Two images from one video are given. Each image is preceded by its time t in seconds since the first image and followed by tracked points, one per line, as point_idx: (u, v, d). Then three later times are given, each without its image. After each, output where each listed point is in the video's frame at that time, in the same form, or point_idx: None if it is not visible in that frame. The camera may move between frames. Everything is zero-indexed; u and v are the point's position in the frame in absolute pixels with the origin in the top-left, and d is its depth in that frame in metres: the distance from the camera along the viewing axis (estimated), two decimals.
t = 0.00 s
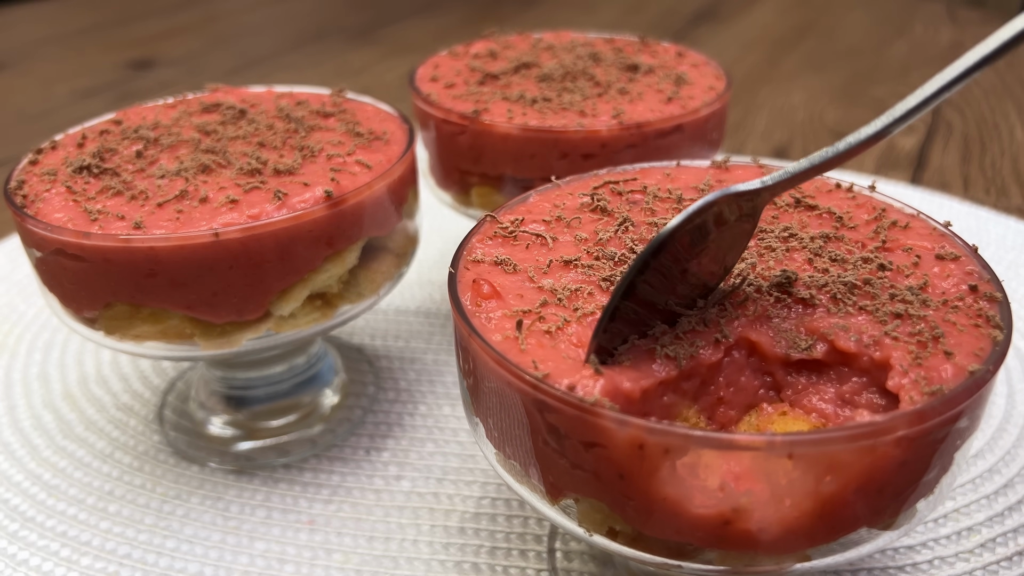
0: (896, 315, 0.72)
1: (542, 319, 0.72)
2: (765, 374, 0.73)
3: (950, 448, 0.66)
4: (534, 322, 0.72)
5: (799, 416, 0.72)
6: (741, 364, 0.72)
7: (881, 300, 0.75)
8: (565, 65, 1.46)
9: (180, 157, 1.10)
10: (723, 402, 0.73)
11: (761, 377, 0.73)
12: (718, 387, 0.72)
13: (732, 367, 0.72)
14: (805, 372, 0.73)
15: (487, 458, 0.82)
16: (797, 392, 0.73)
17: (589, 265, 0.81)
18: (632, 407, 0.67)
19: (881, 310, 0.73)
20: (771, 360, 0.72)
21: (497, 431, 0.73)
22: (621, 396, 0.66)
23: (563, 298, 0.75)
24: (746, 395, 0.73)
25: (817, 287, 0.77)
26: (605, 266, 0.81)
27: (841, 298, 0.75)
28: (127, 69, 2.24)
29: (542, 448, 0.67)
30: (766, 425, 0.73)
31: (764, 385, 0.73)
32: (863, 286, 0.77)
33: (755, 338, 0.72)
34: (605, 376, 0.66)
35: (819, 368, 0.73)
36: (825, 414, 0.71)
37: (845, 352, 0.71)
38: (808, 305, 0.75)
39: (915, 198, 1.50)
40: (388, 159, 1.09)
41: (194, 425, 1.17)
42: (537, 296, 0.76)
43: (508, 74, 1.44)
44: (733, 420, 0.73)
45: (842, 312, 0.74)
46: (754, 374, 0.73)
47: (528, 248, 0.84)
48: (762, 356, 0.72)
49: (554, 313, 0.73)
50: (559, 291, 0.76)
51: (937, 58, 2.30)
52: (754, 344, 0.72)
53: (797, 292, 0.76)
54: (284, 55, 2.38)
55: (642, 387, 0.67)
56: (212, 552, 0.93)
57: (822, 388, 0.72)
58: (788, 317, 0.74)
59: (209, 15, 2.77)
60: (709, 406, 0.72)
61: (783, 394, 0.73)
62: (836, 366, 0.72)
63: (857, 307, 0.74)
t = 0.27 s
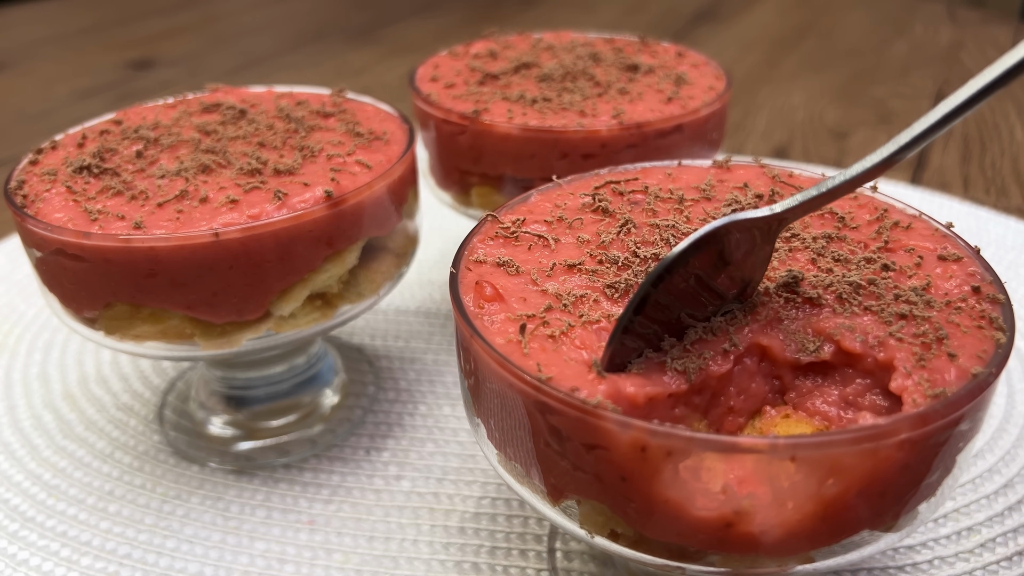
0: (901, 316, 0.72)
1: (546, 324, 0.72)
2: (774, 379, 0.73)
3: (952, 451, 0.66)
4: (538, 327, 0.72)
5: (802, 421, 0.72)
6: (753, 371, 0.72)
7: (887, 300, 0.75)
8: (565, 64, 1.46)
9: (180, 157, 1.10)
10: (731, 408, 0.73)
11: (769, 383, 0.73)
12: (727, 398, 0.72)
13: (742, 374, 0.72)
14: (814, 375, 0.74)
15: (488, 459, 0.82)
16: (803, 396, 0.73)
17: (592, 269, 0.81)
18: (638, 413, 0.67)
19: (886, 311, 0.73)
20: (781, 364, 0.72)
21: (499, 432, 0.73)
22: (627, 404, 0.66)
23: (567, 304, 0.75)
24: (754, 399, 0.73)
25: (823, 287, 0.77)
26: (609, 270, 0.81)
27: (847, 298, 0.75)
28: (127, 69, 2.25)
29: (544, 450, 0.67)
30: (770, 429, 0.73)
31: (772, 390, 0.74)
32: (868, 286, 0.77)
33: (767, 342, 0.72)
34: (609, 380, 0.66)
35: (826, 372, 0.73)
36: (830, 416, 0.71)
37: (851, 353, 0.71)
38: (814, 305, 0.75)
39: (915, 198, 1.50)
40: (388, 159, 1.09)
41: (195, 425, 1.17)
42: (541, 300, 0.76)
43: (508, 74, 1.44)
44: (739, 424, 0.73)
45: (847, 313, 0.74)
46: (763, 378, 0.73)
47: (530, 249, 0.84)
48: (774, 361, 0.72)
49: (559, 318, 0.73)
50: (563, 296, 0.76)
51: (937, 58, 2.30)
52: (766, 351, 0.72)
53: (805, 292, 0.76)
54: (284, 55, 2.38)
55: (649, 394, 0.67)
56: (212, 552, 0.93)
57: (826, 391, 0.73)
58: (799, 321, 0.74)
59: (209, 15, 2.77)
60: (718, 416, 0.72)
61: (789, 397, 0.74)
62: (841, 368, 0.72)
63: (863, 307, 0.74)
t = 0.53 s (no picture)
0: (902, 317, 0.72)
1: (548, 326, 0.72)
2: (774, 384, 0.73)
3: (952, 452, 0.66)
4: (539, 329, 0.72)
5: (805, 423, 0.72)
6: (750, 376, 0.72)
7: (888, 300, 0.75)
8: (565, 65, 1.46)
9: (180, 157, 1.10)
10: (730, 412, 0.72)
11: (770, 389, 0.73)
12: (726, 403, 0.72)
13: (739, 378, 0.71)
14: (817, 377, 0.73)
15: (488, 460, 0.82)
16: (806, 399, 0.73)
17: (593, 272, 0.81)
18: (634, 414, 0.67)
19: (887, 311, 0.73)
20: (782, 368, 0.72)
21: (499, 435, 0.73)
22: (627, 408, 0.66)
23: (569, 308, 0.74)
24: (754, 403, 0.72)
25: (823, 287, 0.77)
26: (610, 274, 0.80)
27: (848, 298, 0.75)
28: (127, 69, 2.25)
29: (544, 452, 0.67)
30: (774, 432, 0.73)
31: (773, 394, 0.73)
32: (869, 286, 0.77)
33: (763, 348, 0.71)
34: (609, 385, 0.67)
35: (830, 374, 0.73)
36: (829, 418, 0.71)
37: (853, 354, 0.71)
38: (816, 306, 0.75)
39: (916, 198, 1.50)
40: (388, 159, 1.09)
41: (195, 425, 1.17)
42: (542, 303, 0.76)
43: (508, 74, 1.44)
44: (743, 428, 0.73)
45: (850, 313, 0.74)
46: (763, 384, 0.72)
47: (530, 250, 0.84)
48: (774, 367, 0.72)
49: (561, 322, 0.73)
50: (565, 300, 0.76)
51: (937, 58, 2.30)
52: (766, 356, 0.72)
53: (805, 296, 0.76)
54: (284, 55, 2.38)
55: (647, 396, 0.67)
56: (212, 552, 0.93)
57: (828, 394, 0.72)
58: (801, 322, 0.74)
59: (209, 15, 2.77)
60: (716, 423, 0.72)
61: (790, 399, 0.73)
62: (844, 370, 0.72)
63: (864, 308, 0.74)
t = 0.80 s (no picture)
0: (902, 318, 0.72)
1: (546, 325, 0.73)
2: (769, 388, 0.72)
3: (953, 453, 0.67)
4: (537, 328, 0.72)
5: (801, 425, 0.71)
6: (742, 377, 0.71)
7: (888, 301, 0.75)
8: (565, 65, 1.46)
9: (180, 157, 1.10)
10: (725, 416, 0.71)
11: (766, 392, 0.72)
12: (717, 403, 0.71)
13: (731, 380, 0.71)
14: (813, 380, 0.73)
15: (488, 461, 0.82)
16: (805, 401, 0.72)
17: (591, 268, 0.81)
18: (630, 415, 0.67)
19: (886, 313, 0.73)
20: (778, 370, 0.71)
21: (499, 438, 0.73)
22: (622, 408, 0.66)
23: (565, 304, 0.75)
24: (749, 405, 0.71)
25: (822, 289, 0.77)
26: (607, 269, 0.81)
27: (846, 300, 0.75)
28: (127, 69, 2.25)
29: (545, 456, 0.68)
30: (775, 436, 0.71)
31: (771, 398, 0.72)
32: (869, 287, 0.77)
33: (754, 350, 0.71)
34: (609, 390, 0.67)
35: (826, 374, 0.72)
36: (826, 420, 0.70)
37: (852, 356, 0.70)
38: (814, 310, 0.75)
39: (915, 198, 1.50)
40: (388, 159, 1.09)
41: (195, 425, 1.17)
42: (539, 301, 0.76)
43: (507, 74, 1.44)
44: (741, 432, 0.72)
45: (848, 315, 0.74)
46: (760, 387, 0.72)
47: (527, 250, 0.84)
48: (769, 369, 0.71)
49: (558, 319, 0.74)
50: (561, 296, 0.77)
51: (938, 58, 2.30)
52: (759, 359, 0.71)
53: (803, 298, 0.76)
54: (284, 55, 2.38)
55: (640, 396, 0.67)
56: (212, 552, 0.93)
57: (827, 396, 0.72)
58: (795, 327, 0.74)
59: (209, 15, 2.77)
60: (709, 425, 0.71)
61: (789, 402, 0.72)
62: (843, 372, 0.72)
63: (862, 310, 0.74)
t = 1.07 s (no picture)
0: (899, 318, 0.72)
1: (542, 324, 0.73)
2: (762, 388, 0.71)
3: (952, 454, 0.67)
4: (534, 328, 0.72)
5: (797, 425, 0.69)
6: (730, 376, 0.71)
7: (886, 302, 0.75)
8: (565, 65, 1.46)
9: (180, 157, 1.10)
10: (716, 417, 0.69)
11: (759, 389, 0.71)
12: (705, 399, 0.70)
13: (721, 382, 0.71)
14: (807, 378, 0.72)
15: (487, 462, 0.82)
16: (802, 402, 0.71)
17: (587, 262, 0.81)
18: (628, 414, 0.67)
19: (883, 313, 0.73)
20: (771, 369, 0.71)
21: (498, 440, 0.73)
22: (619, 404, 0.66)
23: (562, 301, 0.75)
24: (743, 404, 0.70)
25: (818, 291, 0.78)
26: (603, 262, 0.82)
27: (841, 302, 0.76)
28: (127, 69, 2.25)
29: (544, 457, 0.68)
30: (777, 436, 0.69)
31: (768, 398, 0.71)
32: (867, 287, 0.77)
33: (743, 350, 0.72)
34: (609, 391, 0.66)
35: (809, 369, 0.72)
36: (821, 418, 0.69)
37: (847, 357, 0.70)
38: (807, 313, 0.76)
39: (915, 198, 1.50)
40: (388, 159, 1.09)
41: (194, 425, 1.17)
42: (536, 299, 0.76)
43: (507, 74, 1.44)
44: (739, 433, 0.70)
45: (842, 316, 0.74)
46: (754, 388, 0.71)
47: (525, 249, 0.84)
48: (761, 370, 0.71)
49: (555, 317, 0.74)
50: (557, 292, 0.77)
51: (938, 58, 2.30)
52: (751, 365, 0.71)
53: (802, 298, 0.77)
54: (284, 55, 2.38)
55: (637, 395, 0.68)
56: (212, 552, 0.93)
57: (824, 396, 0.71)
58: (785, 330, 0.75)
59: (209, 15, 2.77)
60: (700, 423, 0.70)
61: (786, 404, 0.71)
62: (840, 371, 0.71)
63: (859, 311, 0.74)
